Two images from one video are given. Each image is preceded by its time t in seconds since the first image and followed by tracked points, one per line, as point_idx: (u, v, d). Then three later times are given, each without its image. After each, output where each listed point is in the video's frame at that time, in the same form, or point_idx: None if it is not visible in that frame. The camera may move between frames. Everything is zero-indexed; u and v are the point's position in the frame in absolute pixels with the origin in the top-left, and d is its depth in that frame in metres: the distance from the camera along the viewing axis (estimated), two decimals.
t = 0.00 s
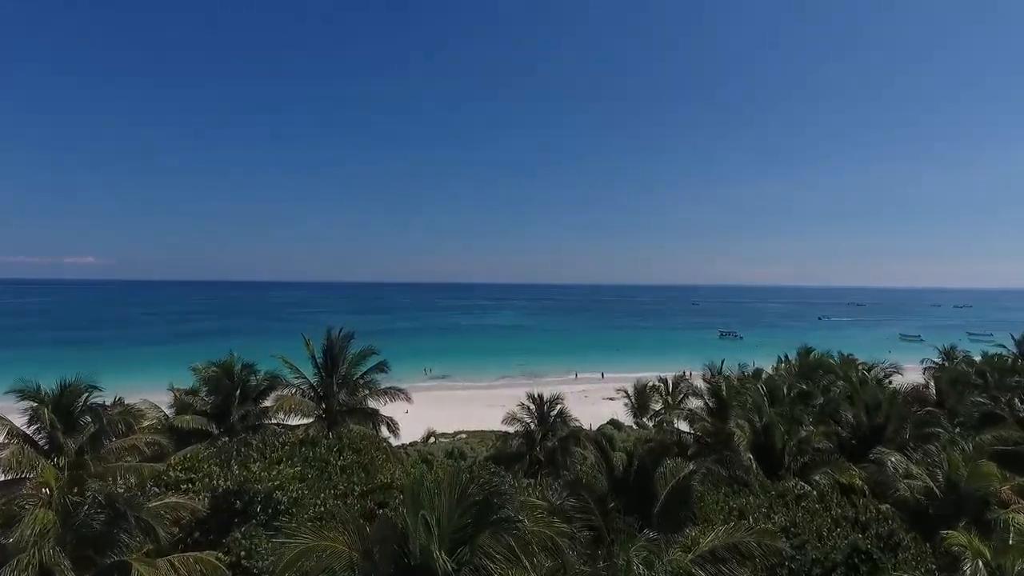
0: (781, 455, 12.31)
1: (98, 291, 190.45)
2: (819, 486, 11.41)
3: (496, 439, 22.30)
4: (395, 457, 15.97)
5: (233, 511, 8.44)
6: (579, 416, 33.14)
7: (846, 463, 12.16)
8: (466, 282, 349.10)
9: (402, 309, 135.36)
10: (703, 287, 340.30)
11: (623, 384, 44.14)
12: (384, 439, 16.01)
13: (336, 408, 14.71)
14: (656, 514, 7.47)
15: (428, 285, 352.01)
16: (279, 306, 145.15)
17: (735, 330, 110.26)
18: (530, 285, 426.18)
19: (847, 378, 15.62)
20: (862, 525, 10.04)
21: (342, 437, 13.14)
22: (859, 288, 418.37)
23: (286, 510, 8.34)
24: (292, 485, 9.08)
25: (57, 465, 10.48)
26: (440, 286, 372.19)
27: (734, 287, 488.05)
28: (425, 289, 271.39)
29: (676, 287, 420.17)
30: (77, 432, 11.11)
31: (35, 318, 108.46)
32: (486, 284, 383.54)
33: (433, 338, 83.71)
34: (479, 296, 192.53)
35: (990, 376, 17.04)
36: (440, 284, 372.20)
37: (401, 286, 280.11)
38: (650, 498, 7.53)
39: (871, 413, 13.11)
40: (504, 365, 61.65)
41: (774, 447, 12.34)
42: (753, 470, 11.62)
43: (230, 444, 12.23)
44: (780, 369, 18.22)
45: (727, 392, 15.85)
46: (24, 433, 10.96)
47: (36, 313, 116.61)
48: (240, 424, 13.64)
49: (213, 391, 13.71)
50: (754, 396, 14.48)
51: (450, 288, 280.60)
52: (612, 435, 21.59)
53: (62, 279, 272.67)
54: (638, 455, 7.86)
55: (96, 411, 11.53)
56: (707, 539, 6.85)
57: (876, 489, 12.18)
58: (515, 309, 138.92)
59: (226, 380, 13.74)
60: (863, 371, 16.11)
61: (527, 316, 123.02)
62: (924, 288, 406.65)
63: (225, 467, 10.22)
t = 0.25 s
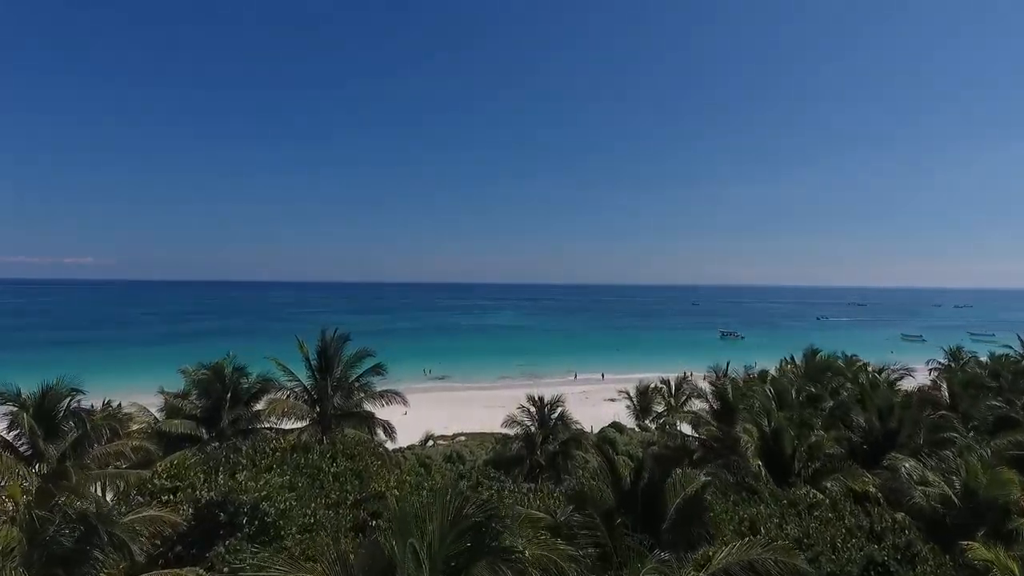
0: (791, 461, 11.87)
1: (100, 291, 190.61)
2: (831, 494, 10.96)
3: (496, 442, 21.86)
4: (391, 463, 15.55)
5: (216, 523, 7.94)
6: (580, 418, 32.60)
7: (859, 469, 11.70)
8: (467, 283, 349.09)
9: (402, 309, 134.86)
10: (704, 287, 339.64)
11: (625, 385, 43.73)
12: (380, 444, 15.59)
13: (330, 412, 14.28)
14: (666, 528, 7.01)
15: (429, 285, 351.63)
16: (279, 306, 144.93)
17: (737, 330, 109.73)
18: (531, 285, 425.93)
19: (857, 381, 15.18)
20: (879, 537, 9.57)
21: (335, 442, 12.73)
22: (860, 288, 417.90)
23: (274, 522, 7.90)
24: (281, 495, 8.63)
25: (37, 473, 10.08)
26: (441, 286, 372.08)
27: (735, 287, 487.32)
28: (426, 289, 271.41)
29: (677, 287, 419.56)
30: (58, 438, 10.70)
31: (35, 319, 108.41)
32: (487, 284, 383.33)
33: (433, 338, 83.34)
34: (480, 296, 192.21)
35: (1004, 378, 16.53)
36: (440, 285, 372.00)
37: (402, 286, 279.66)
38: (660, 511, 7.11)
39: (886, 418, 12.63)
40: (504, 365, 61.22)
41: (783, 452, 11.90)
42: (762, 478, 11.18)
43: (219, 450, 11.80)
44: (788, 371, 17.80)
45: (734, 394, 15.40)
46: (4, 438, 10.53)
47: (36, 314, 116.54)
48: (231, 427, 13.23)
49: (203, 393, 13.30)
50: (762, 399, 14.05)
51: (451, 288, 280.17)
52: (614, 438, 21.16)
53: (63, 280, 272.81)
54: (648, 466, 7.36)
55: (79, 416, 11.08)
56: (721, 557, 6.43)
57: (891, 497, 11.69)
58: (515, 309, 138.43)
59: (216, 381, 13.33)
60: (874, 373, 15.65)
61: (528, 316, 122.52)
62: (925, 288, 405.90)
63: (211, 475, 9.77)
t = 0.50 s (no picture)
0: (802, 468, 11.39)
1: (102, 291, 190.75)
2: (844, 503, 10.49)
3: (495, 446, 21.39)
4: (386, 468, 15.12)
5: (197, 537, 7.45)
6: (581, 420, 32.07)
7: (872, 476, 11.23)
8: (467, 283, 348.72)
9: (402, 309, 134.37)
10: (705, 287, 339.18)
11: (625, 386, 43.27)
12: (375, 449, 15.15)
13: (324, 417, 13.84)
14: (678, 547, 6.54)
15: (429, 285, 351.69)
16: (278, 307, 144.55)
17: (738, 330, 109.23)
18: (531, 285, 425.95)
19: (868, 383, 14.71)
20: (897, 549, 9.08)
21: (327, 448, 12.29)
22: (860, 288, 417.73)
23: (258, 537, 7.40)
24: (266, 507, 8.15)
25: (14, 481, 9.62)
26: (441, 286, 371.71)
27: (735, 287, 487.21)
28: (426, 290, 271.11)
29: (678, 287, 419.22)
30: (37, 445, 10.23)
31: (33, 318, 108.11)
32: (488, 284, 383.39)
33: (432, 339, 82.92)
34: (480, 296, 191.92)
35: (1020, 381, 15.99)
36: (440, 285, 371.67)
37: (403, 286, 279.29)
38: (670, 527, 6.66)
39: (899, 422, 12.16)
40: (503, 365, 60.75)
41: (794, 459, 11.43)
42: (772, 487, 10.73)
43: (207, 456, 11.35)
44: (794, 373, 17.34)
45: (741, 398, 14.94)
46: None
47: (35, 313, 116.26)
48: (221, 433, 12.78)
49: (192, 397, 12.85)
50: (769, 403, 13.60)
51: (452, 288, 279.77)
52: (616, 441, 20.73)
53: (64, 280, 273.13)
54: (657, 480, 6.93)
55: (60, 422, 10.60)
56: None
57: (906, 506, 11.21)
58: (515, 309, 138.01)
59: (206, 385, 12.89)
60: (884, 376, 15.19)
61: (528, 316, 122.09)
62: (926, 288, 405.26)
63: (195, 485, 9.30)
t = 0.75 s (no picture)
0: (814, 477, 10.92)
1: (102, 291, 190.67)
2: (857, 512, 10.08)
3: (495, 449, 20.99)
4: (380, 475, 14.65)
5: (176, 553, 6.99)
6: (582, 423, 31.49)
7: (886, 484, 10.74)
8: (467, 283, 348.36)
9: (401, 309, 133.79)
10: (705, 287, 338.64)
11: (625, 388, 42.82)
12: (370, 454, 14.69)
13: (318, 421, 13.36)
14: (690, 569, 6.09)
15: (429, 285, 350.90)
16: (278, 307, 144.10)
17: (739, 330, 108.73)
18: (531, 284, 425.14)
19: (879, 387, 14.28)
20: (917, 564, 8.59)
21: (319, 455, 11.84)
22: (861, 288, 417.15)
23: (241, 553, 6.96)
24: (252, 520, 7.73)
25: None
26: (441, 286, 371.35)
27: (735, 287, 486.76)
28: (426, 290, 270.72)
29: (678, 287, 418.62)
30: (13, 451, 9.78)
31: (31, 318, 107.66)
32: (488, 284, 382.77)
33: (431, 339, 82.48)
34: (480, 296, 191.53)
35: None
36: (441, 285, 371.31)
37: (402, 286, 278.30)
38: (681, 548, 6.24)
39: (914, 428, 11.68)
40: (503, 366, 60.29)
41: (805, 467, 10.94)
42: (783, 498, 10.25)
43: (193, 463, 10.88)
44: (801, 375, 16.88)
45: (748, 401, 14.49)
46: None
47: (33, 313, 115.84)
48: (209, 438, 12.33)
49: (179, 401, 12.42)
50: (777, 407, 13.12)
51: (452, 288, 279.31)
52: (618, 444, 20.34)
53: (65, 279, 273.17)
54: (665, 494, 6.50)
55: (38, 428, 10.16)
56: None
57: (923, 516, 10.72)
58: (515, 309, 137.55)
59: (193, 388, 12.46)
60: (895, 380, 14.71)
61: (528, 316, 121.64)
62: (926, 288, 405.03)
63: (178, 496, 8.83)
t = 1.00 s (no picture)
0: (826, 485, 10.46)
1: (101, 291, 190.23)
2: (871, 523, 9.61)
3: (494, 452, 20.50)
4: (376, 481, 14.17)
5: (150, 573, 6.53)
6: (582, 424, 30.97)
7: (902, 493, 10.24)
8: (467, 283, 348.12)
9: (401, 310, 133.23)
10: (705, 288, 338.31)
11: (626, 389, 42.38)
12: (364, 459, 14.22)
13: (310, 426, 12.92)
14: None
15: (429, 285, 350.44)
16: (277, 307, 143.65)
17: (739, 330, 108.36)
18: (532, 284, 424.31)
19: (890, 391, 13.86)
20: None
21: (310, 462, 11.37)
22: (860, 288, 417.01)
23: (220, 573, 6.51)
24: (234, 535, 7.36)
25: None
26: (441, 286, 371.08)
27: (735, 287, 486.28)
28: (425, 290, 270.44)
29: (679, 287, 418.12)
30: None
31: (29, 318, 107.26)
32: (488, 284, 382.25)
33: (430, 339, 82.02)
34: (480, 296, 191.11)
35: None
36: (440, 285, 371.09)
37: (402, 287, 277.48)
38: (695, 568, 5.98)
39: (929, 433, 11.19)
40: (502, 366, 59.88)
41: (816, 475, 10.46)
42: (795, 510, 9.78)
43: (178, 471, 10.40)
44: (809, 377, 16.41)
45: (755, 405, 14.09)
46: None
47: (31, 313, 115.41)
48: (196, 443, 11.86)
49: (165, 406, 11.96)
50: (786, 411, 12.66)
51: (451, 288, 278.73)
52: (620, 448, 19.91)
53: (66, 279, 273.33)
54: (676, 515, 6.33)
55: (15, 434, 9.72)
56: None
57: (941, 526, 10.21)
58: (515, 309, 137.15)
59: (181, 392, 12.01)
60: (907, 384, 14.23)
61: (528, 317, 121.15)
62: (926, 288, 404.83)
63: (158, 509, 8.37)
